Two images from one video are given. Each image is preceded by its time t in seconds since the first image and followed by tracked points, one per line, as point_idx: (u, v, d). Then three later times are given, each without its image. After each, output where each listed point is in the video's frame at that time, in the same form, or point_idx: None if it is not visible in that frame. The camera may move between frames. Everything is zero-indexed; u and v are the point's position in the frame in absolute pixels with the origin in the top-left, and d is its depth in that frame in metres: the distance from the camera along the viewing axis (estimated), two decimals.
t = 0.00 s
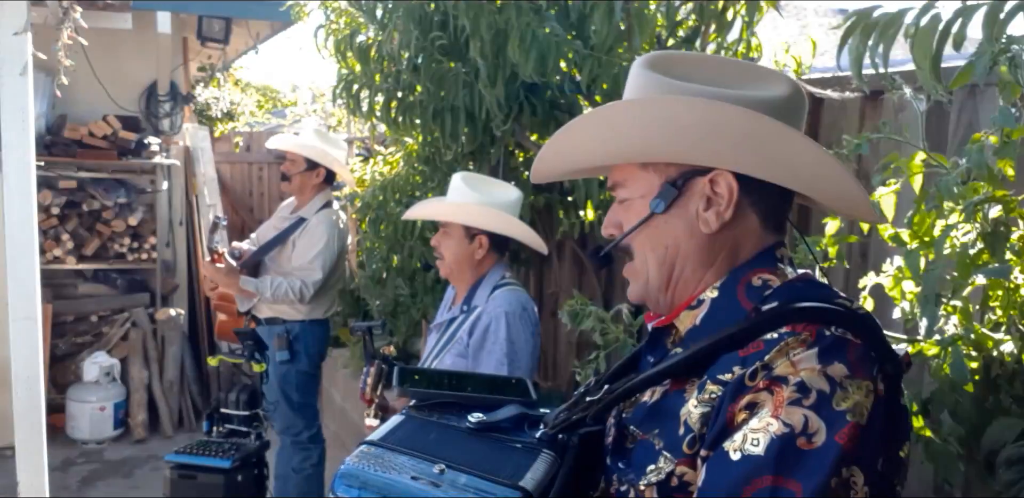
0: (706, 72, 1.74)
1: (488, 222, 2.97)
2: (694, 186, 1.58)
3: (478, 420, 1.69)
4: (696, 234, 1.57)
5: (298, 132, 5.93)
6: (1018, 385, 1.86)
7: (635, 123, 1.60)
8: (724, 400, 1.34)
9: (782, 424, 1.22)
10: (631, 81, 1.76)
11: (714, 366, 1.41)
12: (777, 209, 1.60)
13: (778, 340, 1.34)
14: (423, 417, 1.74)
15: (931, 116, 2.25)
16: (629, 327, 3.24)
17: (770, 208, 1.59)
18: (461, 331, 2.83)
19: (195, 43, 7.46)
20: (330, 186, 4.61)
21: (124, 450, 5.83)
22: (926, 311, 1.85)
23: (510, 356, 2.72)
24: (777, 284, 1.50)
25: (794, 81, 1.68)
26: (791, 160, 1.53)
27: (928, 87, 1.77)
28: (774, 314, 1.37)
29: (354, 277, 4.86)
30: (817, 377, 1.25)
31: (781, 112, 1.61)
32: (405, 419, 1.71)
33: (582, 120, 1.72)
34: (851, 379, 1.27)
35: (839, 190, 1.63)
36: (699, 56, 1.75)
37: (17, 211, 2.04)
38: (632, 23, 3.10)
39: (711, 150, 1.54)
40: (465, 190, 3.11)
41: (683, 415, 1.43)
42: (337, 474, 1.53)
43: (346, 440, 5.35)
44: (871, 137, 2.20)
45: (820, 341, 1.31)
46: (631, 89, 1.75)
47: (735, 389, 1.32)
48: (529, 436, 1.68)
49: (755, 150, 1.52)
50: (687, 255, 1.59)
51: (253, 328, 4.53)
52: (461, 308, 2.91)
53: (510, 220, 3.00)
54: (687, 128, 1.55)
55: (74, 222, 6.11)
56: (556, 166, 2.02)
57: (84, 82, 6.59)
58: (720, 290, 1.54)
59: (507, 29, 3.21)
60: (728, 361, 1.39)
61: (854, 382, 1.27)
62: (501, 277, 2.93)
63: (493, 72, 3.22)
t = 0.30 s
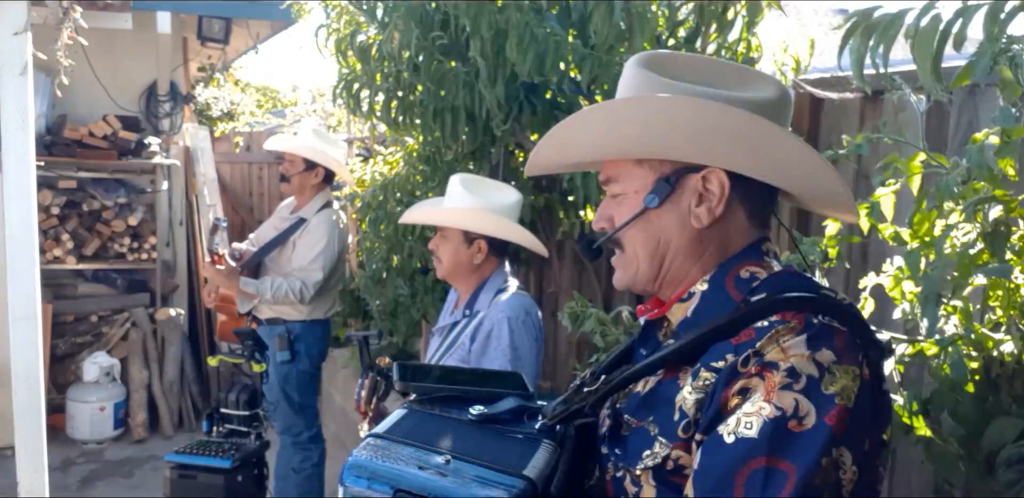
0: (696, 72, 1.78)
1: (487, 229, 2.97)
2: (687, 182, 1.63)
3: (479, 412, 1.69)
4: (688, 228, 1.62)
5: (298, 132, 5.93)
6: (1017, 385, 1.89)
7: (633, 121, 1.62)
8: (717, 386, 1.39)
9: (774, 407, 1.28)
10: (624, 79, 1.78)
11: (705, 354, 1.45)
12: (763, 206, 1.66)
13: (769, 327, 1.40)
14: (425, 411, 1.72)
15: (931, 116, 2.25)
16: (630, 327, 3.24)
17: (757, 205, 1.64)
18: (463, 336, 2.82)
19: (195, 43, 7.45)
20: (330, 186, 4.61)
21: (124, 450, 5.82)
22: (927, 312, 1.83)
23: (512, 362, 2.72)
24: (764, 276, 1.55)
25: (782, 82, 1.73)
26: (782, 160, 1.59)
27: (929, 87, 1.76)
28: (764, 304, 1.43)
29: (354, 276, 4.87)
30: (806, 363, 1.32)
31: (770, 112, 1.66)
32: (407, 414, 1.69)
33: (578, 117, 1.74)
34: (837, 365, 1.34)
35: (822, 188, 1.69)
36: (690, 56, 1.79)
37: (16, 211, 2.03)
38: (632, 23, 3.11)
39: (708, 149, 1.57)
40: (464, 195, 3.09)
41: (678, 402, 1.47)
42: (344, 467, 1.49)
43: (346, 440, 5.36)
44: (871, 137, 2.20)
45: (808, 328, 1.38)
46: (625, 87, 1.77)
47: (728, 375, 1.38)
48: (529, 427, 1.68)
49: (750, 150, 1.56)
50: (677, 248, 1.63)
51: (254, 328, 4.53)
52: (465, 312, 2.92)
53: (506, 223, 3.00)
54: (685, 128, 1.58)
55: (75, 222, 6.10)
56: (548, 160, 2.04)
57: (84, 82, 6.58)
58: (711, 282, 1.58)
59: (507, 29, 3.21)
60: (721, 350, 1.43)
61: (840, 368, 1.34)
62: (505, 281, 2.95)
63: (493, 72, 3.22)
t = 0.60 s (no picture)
0: (692, 77, 1.84)
1: (501, 234, 2.97)
2: (684, 182, 1.66)
3: (491, 411, 1.68)
4: (684, 227, 1.66)
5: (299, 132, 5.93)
6: (1018, 385, 1.89)
7: (631, 122, 1.68)
8: (722, 379, 1.43)
9: (779, 402, 1.32)
10: (622, 83, 1.86)
11: (708, 349, 1.50)
12: (752, 207, 1.72)
13: (769, 323, 1.44)
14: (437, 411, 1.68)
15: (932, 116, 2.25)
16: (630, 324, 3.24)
17: (747, 205, 1.71)
18: (466, 345, 2.80)
19: (195, 43, 7.44)
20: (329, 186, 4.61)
21: (124, 451, 5.82)
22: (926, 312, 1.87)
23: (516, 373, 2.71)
24: (756, 272, 1.60)
25: (772, 89, 1.80)
26: (772, 161, 1.67)
27: (930, 87, 1.76)
28: (764, 300, 1.47)
29: (354, 276, 4.87)
30: (807, 359, 1.36)
31: (762, 118, 1.73)
32: (422, 415, 1.65)
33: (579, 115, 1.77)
34: (834, 359, 1.39)
35: (807, 192, 1.77)
36: (687, 61, 1.85)
37: (16, 211, 2.03)
38: (633, 23, 3.11)
39: (703, 150, 1.64)
40: (478, 196, 3.08)
41: (682, 393, 1.52)
42: (369, 474, 1.43)
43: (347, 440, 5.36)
44: (873, 136, 2.19)
45: (805, 324, 1.42)
46: (623, 91, 1.84)
47: (733, 369, 1.42)
48: (536, 422, 1.69)
49: (742, 150, 1.65)
50: (672, 245, 1.67)
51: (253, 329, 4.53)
52: (469, 320, 2.91)
53: (516, 227, 3.00)
54: (683, 128, 1.64)
55: (74, 223, 6.10)
56: (549, 151, 2.11)
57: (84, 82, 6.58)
58: (704, 282, 1.62)
59: (507, 28, 3.21)
60: (723, 344, 1.48)
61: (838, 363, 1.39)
62: (510, 285, 2.94)
63: (493, 71, 3.22)
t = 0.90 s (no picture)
0: (700, 76, 1.82)
1: (509, 237, 2.95)
2: (685, 180, 1.67)
3: (494, 407, 1.61)
4: (683, 224, 1.67)
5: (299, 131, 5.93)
6: (1017, 384, 1.89)
7: (637, 120, 1.67)
8: (717, 372, 1.43)
9: (773, 394, 1.33)
10: (629, 79, 1.84)
11: (701, 342, 1.51)
12: (749, 205, 1.73)
13: (760, 317, 1.46)
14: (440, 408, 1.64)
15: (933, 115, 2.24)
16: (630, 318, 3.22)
17: (745, 203, 1.72)
18: (469, 350, 2.80)
19: (195, 43, 7.45)
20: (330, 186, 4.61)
21: (124, 450, 5.82)
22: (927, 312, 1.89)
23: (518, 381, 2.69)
24: (745, 268, 1.60)
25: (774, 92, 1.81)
26: (774, 164, 1.67)
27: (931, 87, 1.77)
28: (754, 295, 1.48)
29: (354, 276, 4.88)
30: (798, 352, 1.37)
31: (763, 120, 1.74)
32: (426, 413, 1.60)
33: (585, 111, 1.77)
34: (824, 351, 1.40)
35: (805, 194, 1.78)
36: (698, 61, 1.82)
37: (15, 211, 2.03)
38: (633, 23, 3.11)
39: (707, 151, 1.64)
40: (490, 197, 3.11)
41: (677, 385, 1.52)
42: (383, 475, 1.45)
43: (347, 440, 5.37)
44: (873, 135, 2.19)
45: (795, 317, 1.43)
46: (629, 88, 1.82)
47: (728, 362, 1.43)
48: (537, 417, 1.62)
49: (746, 153, 1.64)
50: (672, 241, 1.68)
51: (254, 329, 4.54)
52: (473, 323, 2.90)
53: (525, 229, 2.96)
54: (688, 128, 1.64)
55: (74, 222, 6.11)
56: (552, 149, 2.10)
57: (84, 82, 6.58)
58: (697, 275, 1.63)
59: (508, 28, 3.20)
60: (715, 338, 1.49)
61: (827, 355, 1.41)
62: (517, 289, 2.91)
63: (493, 71, 3.22)
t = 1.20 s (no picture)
0: (694, 78, 1.82)
1: (506, 237, 2.96)
2: (678, 181, 1.68)
3: (490, 403, 1.65)
4: (676, 222, 1.68)
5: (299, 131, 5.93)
6: (1018, 385, 1.87)
7: (630, 120, 1.67)
8: (709, 368, 1.44)
9: (764, 390, 1.34)
10: (623, 80, 1.84)
11: (694, 339, 1.51)
12: (742, 206, 1.74)
13: (751, 314, 1.46)
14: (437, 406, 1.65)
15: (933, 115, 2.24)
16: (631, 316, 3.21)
17: (737, 204, 1.72)
18: (469, 352, 2.81)
19: (195, 43, 7.45)
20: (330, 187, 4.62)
21: (124, 450, 5.82)
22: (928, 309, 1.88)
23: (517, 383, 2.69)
24: (739, 266, 1.60)
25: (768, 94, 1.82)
26: (766, 167, 1.68)
27: (932, 87, 1.78)
28: (745, 292, 1.49)
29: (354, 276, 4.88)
30: (789, 348, 1.38)
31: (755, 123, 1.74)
32: (422, 411, 1.61)
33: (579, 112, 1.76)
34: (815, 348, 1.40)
35: (796, 196, 1.79)
36: (693, 64, 1.82)
37: (16, 210, 2.03)
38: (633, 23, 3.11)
39: (699, 153, 1.64)
40: (489, 197, 3.14)
41: (670, 381, 1.52)
42: (381, 472, 1.44)
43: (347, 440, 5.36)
44: (874, 134, 2.19)
45: (786, 314, 1.44)
46: (623, 89, 1.82)
47: (719, 360, 1.43)
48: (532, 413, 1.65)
49: (738, 156, 1.65)
50: (665, 240, 1.69)
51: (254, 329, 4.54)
52: (473, 325, 2.90)
53: (520, 230, 2.96)
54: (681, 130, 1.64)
55: (74, 222, 6.11)
56: (545, 148, 2.10)
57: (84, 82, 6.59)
58: (690, 272, 1.62)
59: (508, 28, 3.20)
60: (708, 335, 1.49)
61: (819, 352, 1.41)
62: (517, 291, 2.89)
63: (493, 71, 3.22)
